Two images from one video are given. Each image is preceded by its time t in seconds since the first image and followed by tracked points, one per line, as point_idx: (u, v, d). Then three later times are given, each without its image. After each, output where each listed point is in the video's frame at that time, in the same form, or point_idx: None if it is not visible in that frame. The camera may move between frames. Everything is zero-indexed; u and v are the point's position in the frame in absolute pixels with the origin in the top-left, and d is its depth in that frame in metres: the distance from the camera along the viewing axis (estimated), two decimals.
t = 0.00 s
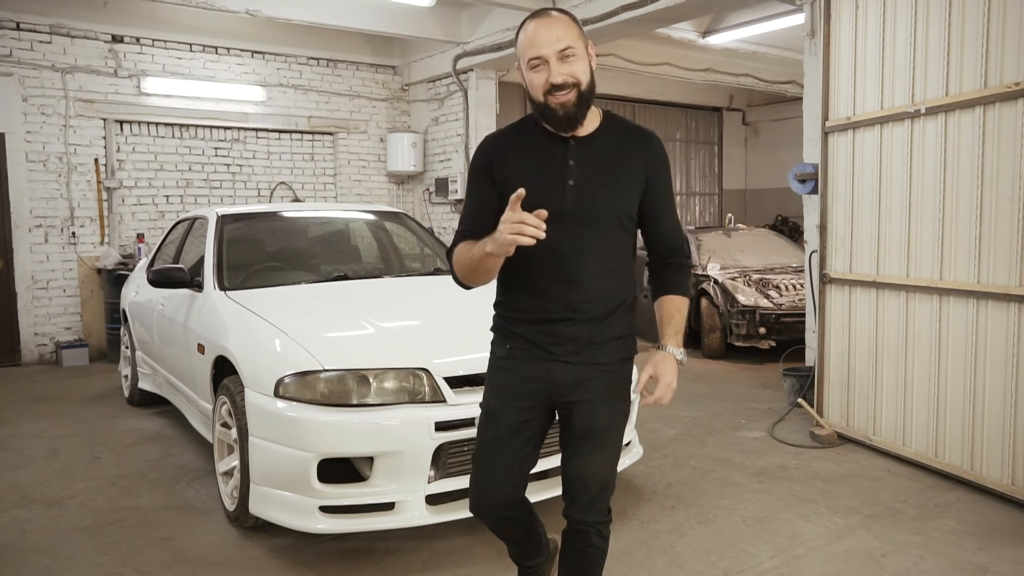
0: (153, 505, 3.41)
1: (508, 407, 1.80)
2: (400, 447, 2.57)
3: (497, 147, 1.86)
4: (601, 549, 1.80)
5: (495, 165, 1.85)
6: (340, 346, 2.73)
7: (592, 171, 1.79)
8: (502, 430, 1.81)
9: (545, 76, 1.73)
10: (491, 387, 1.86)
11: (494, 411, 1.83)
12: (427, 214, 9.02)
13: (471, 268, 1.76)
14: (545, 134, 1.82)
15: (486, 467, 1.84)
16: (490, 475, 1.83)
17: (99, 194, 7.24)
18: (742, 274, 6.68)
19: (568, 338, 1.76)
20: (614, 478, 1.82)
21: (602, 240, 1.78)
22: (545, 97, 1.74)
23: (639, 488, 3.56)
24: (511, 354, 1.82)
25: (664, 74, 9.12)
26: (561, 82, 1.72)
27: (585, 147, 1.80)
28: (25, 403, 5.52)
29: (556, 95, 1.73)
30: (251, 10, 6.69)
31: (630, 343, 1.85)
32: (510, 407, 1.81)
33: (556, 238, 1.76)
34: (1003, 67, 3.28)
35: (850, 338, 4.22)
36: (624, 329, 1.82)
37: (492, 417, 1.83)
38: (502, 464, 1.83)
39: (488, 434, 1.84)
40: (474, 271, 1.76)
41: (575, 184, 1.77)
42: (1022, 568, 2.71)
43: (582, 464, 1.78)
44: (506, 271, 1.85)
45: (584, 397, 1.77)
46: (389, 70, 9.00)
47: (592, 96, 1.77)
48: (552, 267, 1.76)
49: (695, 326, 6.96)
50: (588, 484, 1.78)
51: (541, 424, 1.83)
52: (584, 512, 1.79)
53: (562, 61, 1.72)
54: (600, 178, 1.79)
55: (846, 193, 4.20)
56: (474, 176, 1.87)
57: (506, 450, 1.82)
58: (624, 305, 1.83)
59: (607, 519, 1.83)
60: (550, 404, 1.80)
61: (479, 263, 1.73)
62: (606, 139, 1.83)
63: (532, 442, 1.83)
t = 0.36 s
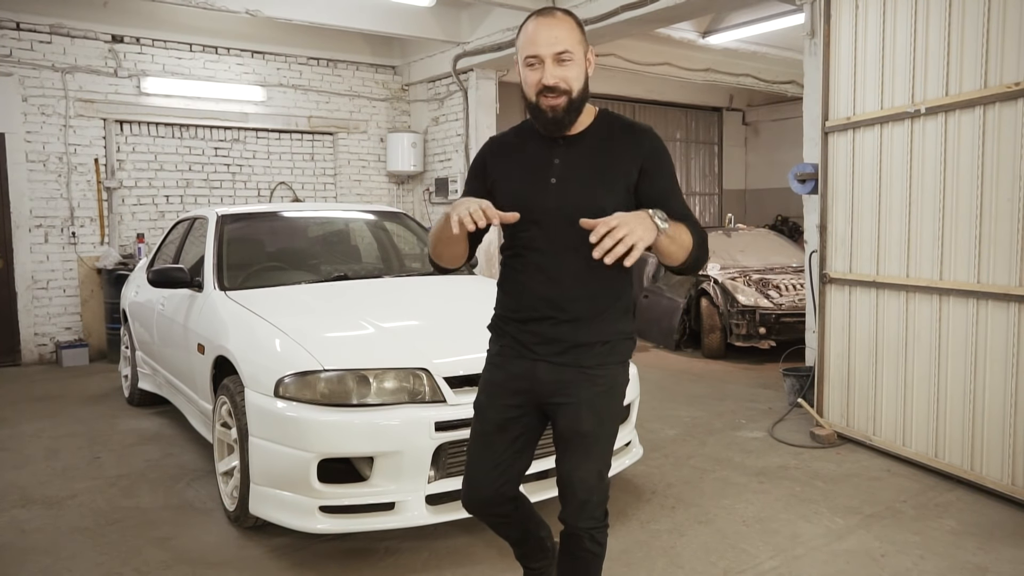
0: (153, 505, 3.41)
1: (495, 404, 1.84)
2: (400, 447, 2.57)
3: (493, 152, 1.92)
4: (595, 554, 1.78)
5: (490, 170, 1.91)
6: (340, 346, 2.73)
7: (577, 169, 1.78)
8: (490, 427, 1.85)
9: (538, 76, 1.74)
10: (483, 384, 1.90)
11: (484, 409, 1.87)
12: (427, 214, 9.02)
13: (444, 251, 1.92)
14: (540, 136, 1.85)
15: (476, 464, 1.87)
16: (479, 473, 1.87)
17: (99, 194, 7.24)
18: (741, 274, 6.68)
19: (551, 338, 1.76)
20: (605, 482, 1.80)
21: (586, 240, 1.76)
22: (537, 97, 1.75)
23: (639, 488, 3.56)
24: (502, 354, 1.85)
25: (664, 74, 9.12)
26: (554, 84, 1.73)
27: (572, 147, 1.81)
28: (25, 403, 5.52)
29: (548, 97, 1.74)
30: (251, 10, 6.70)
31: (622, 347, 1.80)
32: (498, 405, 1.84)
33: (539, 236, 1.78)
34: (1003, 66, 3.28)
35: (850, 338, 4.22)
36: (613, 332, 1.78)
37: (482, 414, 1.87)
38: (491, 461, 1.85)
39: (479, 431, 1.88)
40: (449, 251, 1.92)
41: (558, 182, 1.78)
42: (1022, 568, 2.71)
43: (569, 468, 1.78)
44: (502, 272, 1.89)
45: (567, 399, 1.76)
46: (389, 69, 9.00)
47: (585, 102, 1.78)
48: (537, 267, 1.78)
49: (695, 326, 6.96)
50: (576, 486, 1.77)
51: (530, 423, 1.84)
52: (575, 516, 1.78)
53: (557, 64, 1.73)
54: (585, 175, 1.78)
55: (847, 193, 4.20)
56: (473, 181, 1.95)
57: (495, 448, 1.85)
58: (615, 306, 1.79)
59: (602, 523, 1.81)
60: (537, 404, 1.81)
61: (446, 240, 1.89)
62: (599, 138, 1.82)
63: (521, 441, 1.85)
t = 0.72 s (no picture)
0: (153, 505, 3.41)
1: (495, 404, 1.84)
2: (399, 447, 2.57)
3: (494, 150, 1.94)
4: (594, 554, 1.78)
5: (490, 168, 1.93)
6: (340, 346, 2.73)
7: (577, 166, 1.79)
8: (489, 427, 1.86)
9: (532, 80, 1.75)
10: (481, 382, 1.91)
11: (483, 408, 1.87)
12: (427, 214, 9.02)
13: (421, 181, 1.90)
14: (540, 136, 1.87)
15: (476, 464, 1.87)
16: (478, 472, 1.87)
17: (99, 194, 7.24)
18: (741, 274, 6.68)
19: (550, 336, 1.76)
20: (604, 482, 1.81)
21: (584, 238, 1.75)
22: (532, 100, 1.76)
23: (639, 488, 3.56)
24: (501, 353, 1.86)
25: (663, 74, 9.12)
26: (548, 87, 1.73)
27: (572, 144, 1.82)
28: (25, 403, 5.52)
29: (543, 100, 1.75)
30: (251, 10, 6.70)
31: (620, 347, 1.80)
32: (497, 405, 1.84)
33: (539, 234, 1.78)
34: (1003, 66, 3.27)
35: (849, 338, 4.22)
36: (610, 330, 1.78)
37: (482, 413, 1.87)
38: (490, 461, 1.85)
39: (479, 430, 1.88)
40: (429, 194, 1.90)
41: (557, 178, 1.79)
42: (1022, 568, 2.71)
43: (569, 468, 1.78)
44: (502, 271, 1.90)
45: (566, 399, 1.76)
46: (389, 69, 9.00)
47: (579, 103, 1.78)
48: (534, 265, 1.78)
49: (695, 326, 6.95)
50: (575, 487, 1.77)
51: (529, 423, 1.84)
52: (573, 517, 1.78)
53: (550, 67, 1.72)
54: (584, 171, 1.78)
55: (847, 193, 4.20)
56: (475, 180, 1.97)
57: (494, 448, 1.85)
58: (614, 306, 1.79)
59: (601, 524, 1.82)
60: (536, 404, 1.81)
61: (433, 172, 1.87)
62: (597, 137, 1.82)
63: (520, 441, 1.85)
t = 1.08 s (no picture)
0: (153, 505, 3.41)
1: (498, 406, 1.84)
2: (400, 447, 2.57)
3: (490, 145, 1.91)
4: (596, 554, 1.78)
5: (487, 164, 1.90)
6: (340, 346, 2.73)
7: (577, 164, 1.78)
8: (490, 430, 1.85)
9: (539, 77, 1.75)
10: (482, 385, 1.90)
11: (484, 410, 1.87)
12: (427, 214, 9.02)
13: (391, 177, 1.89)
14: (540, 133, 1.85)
15: (477, 466, 1.87)
16: (480, 475, 1.86)
17: (99, 194, 7.24)
18: (741, 274, 6.68)
19: (553, 337, 1.77)
20: (606, 481, 1.81)
21: (586, 238, 1.75)
22: (537, 97, 1.76)
23: (639, 488, 3.56)
24: (502, 354, 1.86)
25: (663, 74, 9.12)
26: (554, 85, 1.73)
27: (572, 142, 1.81)
28: (25, 403, 5.52)
29: (548, 97, 1.74)
30: (251, 10, 6.69)
31: (623, 347, 1.81)
32: (499, 406, 1.84)
33: (540, 234, 1.78)
34: (1003, 67, 3.27)
35: (850, 337, 4.22)
36: (613, 329, 1.78)
37: (483, 416, 1.87)
38: (492, 463, 1.85)
39: (479, 433, 1.87)
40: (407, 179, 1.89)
41: (558, 177, 1.78)
42: (1022, 568, 2.71)
43: (571, 469, 1.78)
44: (501, 271, 1.89)
45: (570, 400, 1.76)
46: (389, 69, 9.00)
47: (584, 103, 1.78)
48: (536, 265, 1.78)
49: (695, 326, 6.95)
50: (578, 487, 1.77)
51: (531, 424, 1.84)
52: (575, 517, 1.78)
53: (558, 65, 1.73)
54: (585, 170, 1.77)
55: (846, 193, 4.20)
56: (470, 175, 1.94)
57: (496, 450, 1.85)
58: (616, 305, 1.80)
59: (602, 524, 1.81)
60: (539, 404, 1.81)
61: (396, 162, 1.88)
62: (599, 135, 1.81)
63: (522, 443, 1.85)
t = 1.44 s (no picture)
0: (153, 505, 3.41)
1: (501, 406, 1.84)
2: (400, 447, 2.57)
3: (489, 143, 1.90)
4: (597, 552, 1.78)
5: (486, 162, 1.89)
6: (341, 346, 2.73)
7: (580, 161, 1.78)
8: (493, 430, 1.85)
9: (545, 74, 1.75)
10: (485, 384, 1.90)
11: (487, 410, 1.87)
12: (427, 214, 9.02)
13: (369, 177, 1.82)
14: (542, 131, 1.85)
15: (479, 466, 1.87)
16: (483, 476, 1.86)
17: (99, 194, 7.25)
18: (741, 273, 6.68)
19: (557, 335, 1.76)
20: (608, 480, 1.81)
21: (590, 236, 1.75)
22: (542, 95, 1.76)
23: (639, 488, 3.56)
24: (504, 354, 1.85)
25: (663, 74, 9.11)
26: (560, 82, 1.74)
27: (575, 140, 1.81)
28: (25, 403, 5.52)
29: (553, 95, 1.75)
30: (251, 10, 6.69)
31: (626, 345, 1.81)
32: (502, 406, 1.84)
33: (543, 231, 1.77)
34: (1003, 67, 3.27)
35: (850, 337, 4.21)
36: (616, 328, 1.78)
37: (486, 416, 1.87)
38: (495, 462, 1.85)
39: (482, 433, 1.87)
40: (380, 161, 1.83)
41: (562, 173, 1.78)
42: (1021, 568, 2.71)
43: (573, 468, 1.78)
44: (502, 271, 1.88)
45: (574, 399, 1.76)
46: (389, 69, 9.00)
47: (588, 101, 1.79)
48: (539, 264, 1.78)
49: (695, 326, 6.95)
50: (580, 486, 1.77)
51: (534, 424, 1.84)
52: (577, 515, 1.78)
53: (564, 63, 1.74)
54: (589, 168, 1.78)
55: (847, 194, 4.20)
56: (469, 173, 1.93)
57: (499, 450, 1.85)
58: (619, 303, 1.80)
59: (603, 522, 1.82)
60: (543, 404, 1.81)
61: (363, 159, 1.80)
62: (601, 134, 1.82)
63: (524, 442, 1.85)
